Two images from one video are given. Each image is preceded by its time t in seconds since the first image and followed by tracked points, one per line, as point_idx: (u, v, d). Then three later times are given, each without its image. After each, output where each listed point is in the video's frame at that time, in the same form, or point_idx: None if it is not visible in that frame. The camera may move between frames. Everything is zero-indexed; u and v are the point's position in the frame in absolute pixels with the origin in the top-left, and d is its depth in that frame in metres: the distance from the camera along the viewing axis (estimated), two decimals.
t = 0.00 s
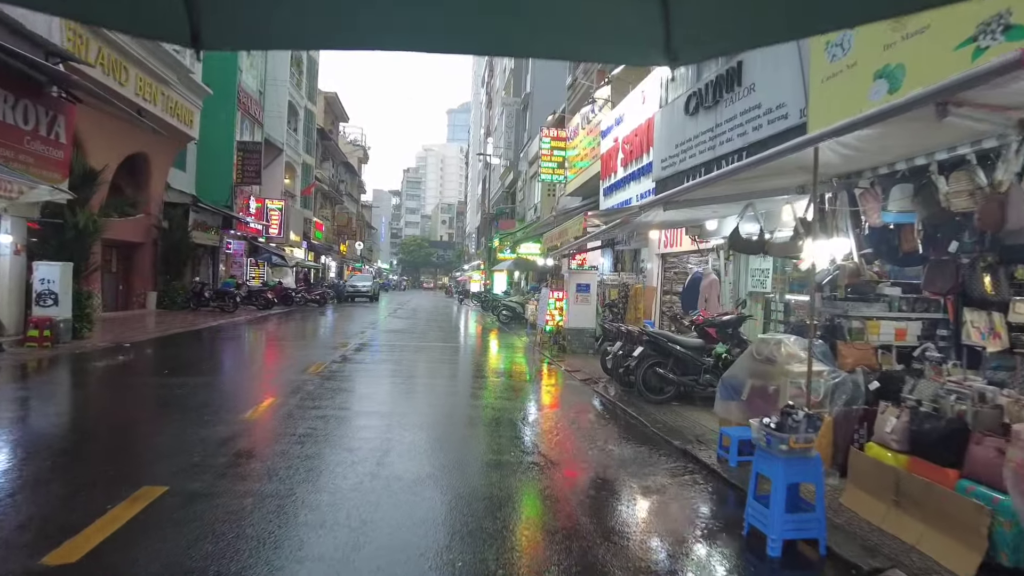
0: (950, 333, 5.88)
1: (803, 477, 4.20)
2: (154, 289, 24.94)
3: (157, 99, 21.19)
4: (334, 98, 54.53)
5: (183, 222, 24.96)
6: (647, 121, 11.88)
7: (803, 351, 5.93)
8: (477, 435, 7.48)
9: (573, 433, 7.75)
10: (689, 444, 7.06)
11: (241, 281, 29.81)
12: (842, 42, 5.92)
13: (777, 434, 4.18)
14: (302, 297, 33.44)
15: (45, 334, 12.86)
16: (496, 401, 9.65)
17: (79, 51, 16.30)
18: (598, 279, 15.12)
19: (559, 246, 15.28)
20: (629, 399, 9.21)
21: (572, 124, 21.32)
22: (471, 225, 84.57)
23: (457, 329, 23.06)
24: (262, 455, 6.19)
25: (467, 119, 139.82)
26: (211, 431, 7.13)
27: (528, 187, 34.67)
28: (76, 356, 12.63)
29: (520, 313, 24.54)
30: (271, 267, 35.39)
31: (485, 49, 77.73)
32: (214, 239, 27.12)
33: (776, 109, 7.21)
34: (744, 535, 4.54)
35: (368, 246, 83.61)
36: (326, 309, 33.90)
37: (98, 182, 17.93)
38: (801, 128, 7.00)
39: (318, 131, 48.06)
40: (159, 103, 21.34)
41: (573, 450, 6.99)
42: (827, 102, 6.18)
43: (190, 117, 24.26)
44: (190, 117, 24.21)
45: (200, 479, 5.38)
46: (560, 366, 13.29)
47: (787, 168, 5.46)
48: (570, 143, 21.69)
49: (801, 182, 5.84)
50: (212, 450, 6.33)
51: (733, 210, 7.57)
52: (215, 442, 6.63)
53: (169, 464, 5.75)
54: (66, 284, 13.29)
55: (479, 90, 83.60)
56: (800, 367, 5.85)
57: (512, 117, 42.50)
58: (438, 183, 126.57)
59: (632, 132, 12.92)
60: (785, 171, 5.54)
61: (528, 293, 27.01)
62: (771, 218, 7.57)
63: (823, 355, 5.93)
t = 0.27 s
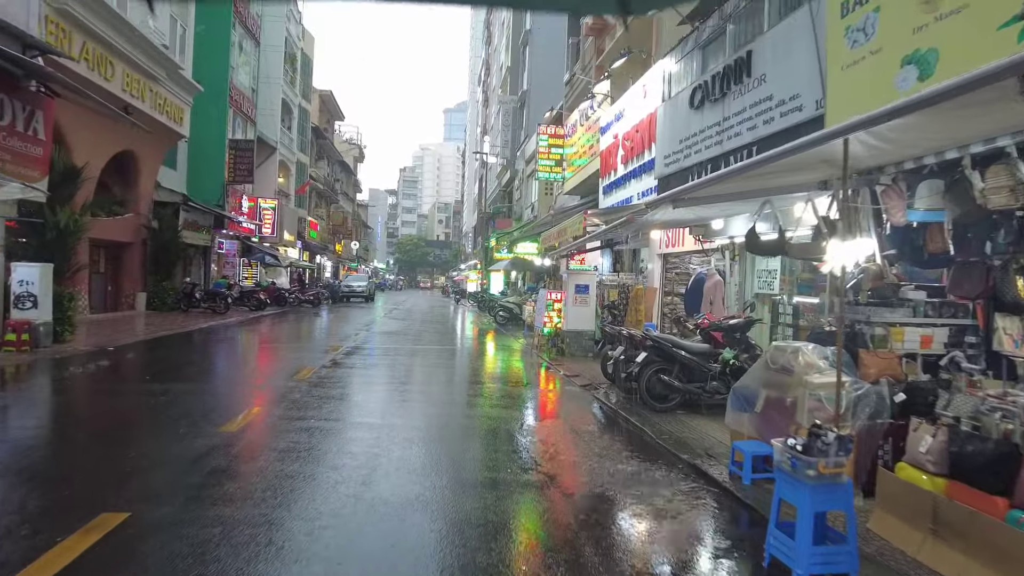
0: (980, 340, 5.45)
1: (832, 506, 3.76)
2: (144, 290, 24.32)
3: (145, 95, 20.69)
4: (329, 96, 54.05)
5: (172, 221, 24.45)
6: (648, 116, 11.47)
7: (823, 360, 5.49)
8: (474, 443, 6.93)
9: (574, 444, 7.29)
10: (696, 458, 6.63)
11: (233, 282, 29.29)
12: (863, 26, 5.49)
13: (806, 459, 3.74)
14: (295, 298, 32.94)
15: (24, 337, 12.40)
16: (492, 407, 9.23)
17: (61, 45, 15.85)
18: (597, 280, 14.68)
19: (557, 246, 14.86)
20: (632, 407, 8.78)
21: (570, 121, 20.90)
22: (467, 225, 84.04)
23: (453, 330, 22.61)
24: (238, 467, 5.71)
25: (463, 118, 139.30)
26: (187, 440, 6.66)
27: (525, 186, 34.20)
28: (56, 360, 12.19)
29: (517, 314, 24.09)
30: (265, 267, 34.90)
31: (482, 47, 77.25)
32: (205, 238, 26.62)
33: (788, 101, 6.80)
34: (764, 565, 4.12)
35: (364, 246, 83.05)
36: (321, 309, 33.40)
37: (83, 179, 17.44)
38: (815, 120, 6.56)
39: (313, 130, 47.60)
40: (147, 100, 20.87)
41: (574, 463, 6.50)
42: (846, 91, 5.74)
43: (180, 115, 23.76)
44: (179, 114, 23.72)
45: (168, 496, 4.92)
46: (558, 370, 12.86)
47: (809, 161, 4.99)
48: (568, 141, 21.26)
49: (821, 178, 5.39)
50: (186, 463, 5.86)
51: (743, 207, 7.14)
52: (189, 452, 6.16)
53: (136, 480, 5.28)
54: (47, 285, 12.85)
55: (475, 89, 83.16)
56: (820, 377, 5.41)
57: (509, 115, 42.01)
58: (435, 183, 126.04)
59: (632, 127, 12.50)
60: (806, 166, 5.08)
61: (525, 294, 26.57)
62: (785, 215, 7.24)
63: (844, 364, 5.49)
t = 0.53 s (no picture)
0: None
1: (878, 525, 3.32)
2: (136, 287, 23.88)
3: (137, 86, 20.23)
4: (326, 91, 53.59)
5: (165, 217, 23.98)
6: (655, 103, 11.03)
7: (852, 359, 5.05)
8: (472, 450, 6.42)
9: (576, 446, 6.84)
10: (711, 464, 6.19)
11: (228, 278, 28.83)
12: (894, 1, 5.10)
13: (849, 471, 3.31)
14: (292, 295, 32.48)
15: (6, 334, 11.98)
16: (492, 406, 8.79)
17: (48, 33, 15.44)
18: (599, 275, 14.24)
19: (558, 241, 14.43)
20: (640, 408, 8.38)
21: (571, 114, 20.48)
22: (466, 222, 83.59)
23: (453, 327, 22.20)
24: (217, 475, 5.27)
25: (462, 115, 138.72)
26: (165, 443, 6.22)
27: (525, 181, 33.72)
28: (39, 358, 11.77)
29: (516, 311, 23.67)
30: (261, 263, 34.44)
31: (481, 43, 76.71)
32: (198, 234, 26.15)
33: (809, 83, 6.37)
34: None
35: (362, 243, 82.69)
36: (318, 306, 32.95)
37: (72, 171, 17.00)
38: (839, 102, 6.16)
39: (310, 125, 47.13)
40: (139, 92, 20.41)
41: (580, 467, 6.03)
42: (877, 68, 5.33)
43: (173, 107, 23.30)
44: (173, 107, 23.26)
45: (137, 508, 4.48)
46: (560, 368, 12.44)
47: (840, 142, 4.56)
48: (568, 134, 20.83)
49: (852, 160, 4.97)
50: (161, 469, 5.42)
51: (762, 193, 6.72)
52: (165, 457, 5.72)
53: (102, 490, 4.84)
54: (31, 280, 12.44)
55: (474, 85, 82.63)
56: (849, 378, 4.96)
57: (508, 109, 41.53)
58: (433, 179, 125.58)
59: (637, 118, 12.06)
60: (836, 146, 4.66)
61: (525, 290, 26.14)
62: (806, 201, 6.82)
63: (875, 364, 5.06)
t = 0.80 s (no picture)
0: None
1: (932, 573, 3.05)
2: (129, 287, 23.41)
3: (129, 83, 19.78)
4: (325, 89, 53.15)
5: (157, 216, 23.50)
6: (662, 99, 10.62)
7: (887, 376, 4.57)
8: (469, 469, 5.82)
9: (584, 464, 6.30)
10: (727, 485, 5.73)
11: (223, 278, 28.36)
12: None
13: (907, 515, 3.00)
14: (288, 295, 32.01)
15: None
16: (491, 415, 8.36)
17: (34, 26, 15.01)
18: (602, 278, 13.80)
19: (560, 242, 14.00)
20: (648, 420, 7.97)
21: (573, 111, 20.04)
22: (466, 221, 83.06)
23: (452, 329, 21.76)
24: (190, 501, 4.77)
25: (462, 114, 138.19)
26: (138, 460, 5.71)
27: (526, 180, 33.24)
28: (21, 362, 11.33)
29: (517, 313, 23.21)
30: (258, 263, 33.98)
31: (481, 41, 76.17)
32: (191, 234, 25.69)
33: (833, 73, 5.96)
34: None
35: (361, 242, 82.19)
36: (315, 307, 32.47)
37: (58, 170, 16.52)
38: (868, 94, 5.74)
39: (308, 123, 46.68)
40: (131, 88, 19.95)
41: (586, 488, 5.55)
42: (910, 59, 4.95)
43: (166, 104, 22.83)
44: (166, 104, 22.81)
45: (95, 544, 3.98)
46: (562, 374, 12.01)
47: (881, 136, 4.21)
48: (571, 132, 20.39)
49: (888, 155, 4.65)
50: (128, 494, 4.91)
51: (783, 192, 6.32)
52: (135, 477, 5.22)
53: (59, 519, 4.33)
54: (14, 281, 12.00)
55: (474, 84, 82.24)
56: (884, 397, 4.47)
57: (508, 108, 41.05)
58: (433, 179, 125.08)
59: (643, 114, 11.64)
60: (875, 142, 4.31)
61: (525, 292, 25.67)
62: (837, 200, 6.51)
63: (911, 382, 4.58)
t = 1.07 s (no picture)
0: None
1: None
2: (120, 286, 22.96)
3: (118, 77, 19.32)
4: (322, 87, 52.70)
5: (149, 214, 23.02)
6: (667, 89, 10.21)
7: (925, 383, 4.14)
8: (465, 487, 5.24)
9: (591, 477, 5.76)
10: (742, 497, 5.30)
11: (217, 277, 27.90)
12: None
13: (975, 553, 3.00)
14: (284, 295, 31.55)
15: None
16: (489, 419, 7.93)
17: (18, 17, 14.56)
18: (604, 277, 13.38)
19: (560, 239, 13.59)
20: (654, 426, 7.56)
21: (574, 106, 19.62)
22: (464, 220, 82.53)
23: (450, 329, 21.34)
24: (152, 522, 4.30)
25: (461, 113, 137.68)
26: (103, 471, 5.25)
27: (525, 178, 32.78)
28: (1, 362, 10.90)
29: (516, 313, 22.76)
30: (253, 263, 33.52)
31: (480, 39, 75.66)
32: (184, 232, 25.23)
33: (859, 53, 5.65)
34: None
35: (359, 242, 81.71)
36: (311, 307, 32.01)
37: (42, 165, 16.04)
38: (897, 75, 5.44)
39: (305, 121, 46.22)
40: (120, 82, 19.50)
41: (590, 501, 5.12)
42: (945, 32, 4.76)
43: (158, 99, 22.36)
44: (158, 99, 22.36)
45: None
46: (562, 376, 11.58)
47: (924, 114, 3.92)
48: (571, 128, 19.96)
49: (924, 140, 4.42)
50: (88, 510, 4.47)
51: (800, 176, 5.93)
52: (97, 492, 4.75)
53: (1, 545, 3.85)
54: None
55: (473, 82, 81.88)
56: (923, 407, 4.02)
57: (508, 105, 40.58)
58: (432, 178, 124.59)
59: (647, 106, 11.23)
60: (915, 122, 4.06)
61: (524, 291, 25.22)
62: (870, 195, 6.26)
63: (953, 390, 4.14)
